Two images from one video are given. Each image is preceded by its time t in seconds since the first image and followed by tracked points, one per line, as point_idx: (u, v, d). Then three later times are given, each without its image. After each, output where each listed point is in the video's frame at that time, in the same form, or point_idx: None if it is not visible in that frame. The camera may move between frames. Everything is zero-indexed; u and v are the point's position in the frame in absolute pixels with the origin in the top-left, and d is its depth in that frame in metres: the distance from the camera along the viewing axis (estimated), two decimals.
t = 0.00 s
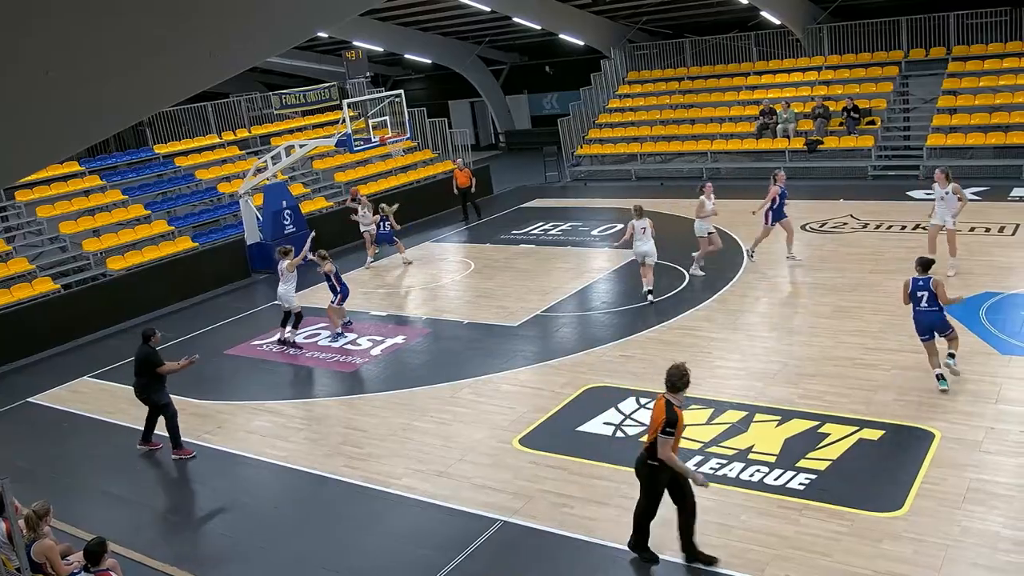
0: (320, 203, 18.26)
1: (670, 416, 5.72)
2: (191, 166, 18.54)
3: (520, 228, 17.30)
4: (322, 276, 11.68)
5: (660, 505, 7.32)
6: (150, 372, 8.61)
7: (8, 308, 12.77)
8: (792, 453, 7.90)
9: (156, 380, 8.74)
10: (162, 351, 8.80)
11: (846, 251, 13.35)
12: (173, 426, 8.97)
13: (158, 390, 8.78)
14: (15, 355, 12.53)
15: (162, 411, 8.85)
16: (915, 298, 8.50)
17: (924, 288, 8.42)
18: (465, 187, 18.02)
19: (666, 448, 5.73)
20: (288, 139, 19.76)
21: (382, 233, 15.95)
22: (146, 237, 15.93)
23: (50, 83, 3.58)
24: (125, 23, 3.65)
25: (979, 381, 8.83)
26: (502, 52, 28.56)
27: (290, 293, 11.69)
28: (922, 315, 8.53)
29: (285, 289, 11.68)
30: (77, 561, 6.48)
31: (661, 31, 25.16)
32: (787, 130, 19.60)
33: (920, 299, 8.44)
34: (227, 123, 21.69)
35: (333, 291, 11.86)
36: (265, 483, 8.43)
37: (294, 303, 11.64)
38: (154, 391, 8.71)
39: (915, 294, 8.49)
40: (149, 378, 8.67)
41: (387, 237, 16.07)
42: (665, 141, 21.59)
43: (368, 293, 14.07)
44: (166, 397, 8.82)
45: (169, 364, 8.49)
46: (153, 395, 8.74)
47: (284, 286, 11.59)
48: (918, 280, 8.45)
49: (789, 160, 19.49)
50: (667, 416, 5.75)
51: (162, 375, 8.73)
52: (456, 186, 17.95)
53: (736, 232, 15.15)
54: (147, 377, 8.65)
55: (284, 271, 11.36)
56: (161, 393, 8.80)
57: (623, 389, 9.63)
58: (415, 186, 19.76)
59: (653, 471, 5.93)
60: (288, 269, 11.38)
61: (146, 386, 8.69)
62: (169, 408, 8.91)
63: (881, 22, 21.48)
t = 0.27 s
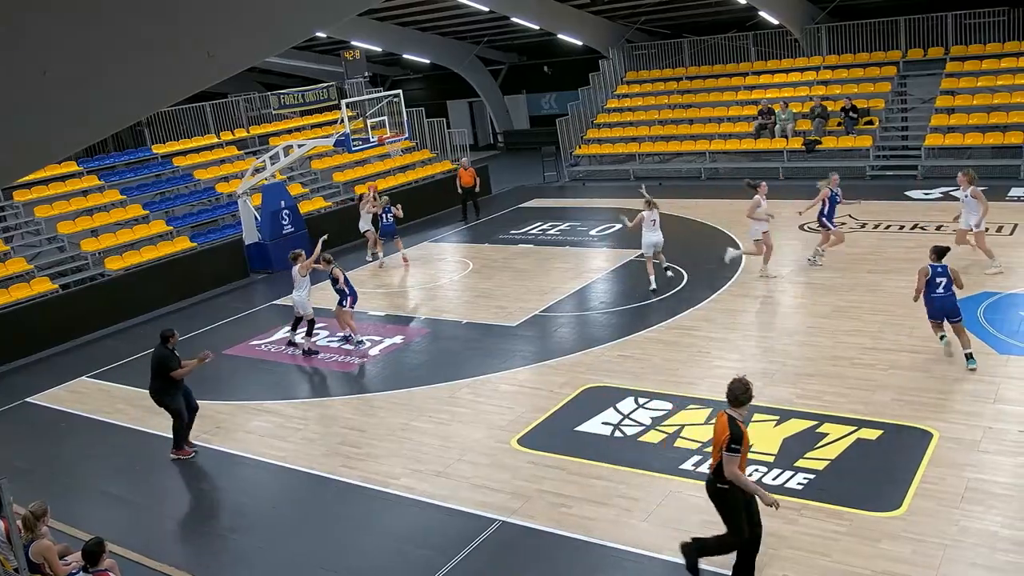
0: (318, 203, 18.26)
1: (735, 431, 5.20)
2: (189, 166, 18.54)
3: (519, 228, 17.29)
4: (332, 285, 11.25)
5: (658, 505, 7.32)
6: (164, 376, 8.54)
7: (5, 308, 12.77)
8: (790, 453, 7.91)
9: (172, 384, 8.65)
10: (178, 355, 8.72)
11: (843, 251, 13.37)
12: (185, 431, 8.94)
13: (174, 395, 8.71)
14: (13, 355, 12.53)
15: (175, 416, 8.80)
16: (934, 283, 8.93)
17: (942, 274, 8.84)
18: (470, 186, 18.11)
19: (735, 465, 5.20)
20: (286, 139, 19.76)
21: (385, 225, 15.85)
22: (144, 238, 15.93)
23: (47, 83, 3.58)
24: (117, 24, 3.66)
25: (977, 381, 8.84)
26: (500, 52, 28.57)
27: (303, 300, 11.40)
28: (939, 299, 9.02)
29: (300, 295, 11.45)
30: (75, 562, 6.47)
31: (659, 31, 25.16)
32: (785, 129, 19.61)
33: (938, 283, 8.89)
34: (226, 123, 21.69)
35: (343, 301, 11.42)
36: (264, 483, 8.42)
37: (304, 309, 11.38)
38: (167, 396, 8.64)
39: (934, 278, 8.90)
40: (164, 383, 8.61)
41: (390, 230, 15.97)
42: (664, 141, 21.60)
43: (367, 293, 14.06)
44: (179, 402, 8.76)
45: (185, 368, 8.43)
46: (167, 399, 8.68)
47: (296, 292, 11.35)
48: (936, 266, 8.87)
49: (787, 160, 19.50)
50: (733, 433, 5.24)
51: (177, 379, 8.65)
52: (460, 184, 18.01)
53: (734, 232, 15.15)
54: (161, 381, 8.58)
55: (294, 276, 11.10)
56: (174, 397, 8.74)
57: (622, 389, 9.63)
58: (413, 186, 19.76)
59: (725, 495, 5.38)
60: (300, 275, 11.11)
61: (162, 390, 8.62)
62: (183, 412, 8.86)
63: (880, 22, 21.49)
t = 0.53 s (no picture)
0: (318, 203, 18.27)
1: (801, 446, 4.98)
2: (189, 166, 18.55)
3: (518, 228, 17.29)
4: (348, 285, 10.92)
5: (658, 505, 7.32)
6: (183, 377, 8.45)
7: (5, 308, 12.77)
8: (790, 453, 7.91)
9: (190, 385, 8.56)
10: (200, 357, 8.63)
11: (843, 251, 13.38)
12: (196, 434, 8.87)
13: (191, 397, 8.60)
14: (13, 355, 12.53)
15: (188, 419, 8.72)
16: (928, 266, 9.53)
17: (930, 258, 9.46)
18: (471, 186, 18.15)
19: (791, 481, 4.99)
20: (286, 139, 19.76)
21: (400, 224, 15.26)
22: (144, 237, 15.94)
23: (46, 83, 3.58)
24: (117, 24, 3.66)
25: (977, 381, 8.84)
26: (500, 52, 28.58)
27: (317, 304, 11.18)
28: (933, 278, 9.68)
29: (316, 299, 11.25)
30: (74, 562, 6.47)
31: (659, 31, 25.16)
32: (785, 129, 19.60)
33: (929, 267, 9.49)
34: (226, 123, 21.68)
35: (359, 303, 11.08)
36: (264, 483, 8.42)
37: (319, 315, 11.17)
38: (183, 399, 8.56)
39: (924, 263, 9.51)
40: (182, 384, 8.51)
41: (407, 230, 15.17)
42: (663, 141, 21.60)
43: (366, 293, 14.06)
44: (194, 405, 8.67)
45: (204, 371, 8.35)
46: (182, 401, 8.59)
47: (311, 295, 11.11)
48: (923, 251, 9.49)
49: (787, 160, 19.51)
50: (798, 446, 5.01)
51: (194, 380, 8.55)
52: (461, 184, 18.04)
53: (734, 232, 15.15)
54: (179, 382, 8.49)
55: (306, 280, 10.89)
56: (189, 400, 8.64)
57: (621, 389, 9.63)
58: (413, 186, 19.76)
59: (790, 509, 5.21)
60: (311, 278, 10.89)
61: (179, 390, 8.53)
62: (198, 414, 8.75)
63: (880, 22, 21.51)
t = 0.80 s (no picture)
0: (315, 203, 18.26)
1: (862, 455, 4.72)
2: (186, 165, 18.54)
3: (515, 228, 17.28)
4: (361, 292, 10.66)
5: (655, 504, 7.33)
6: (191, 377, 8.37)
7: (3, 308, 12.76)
8: (788, 453, 7.91)
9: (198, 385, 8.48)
10: (211, 357, 8.57)
11: (840, 251, 13.38)
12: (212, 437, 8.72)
13: (201, 397, 8.53)
14: (10, 355, 12.52)
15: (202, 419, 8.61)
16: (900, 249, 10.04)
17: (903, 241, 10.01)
18: (467, 186, 18.11)
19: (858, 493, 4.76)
20: (284, 139, 19.75)
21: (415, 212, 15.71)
22: (141, 237, 15.92)
23: (44, 83, 3.58)
24: (116, 24, 3.68)
25: (974, 380, 8.85)
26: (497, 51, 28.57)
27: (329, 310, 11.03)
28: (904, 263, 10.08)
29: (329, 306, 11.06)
30: (71, 562, 6.45)
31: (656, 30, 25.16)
32: (782, 129, 19.61)
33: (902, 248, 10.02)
34: (223, 123, 21.68)
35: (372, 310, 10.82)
36: (261, 483, 8.42)
37: (331, 322, 11.00)
38: (193, 398, 8.48)
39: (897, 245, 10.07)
40: (192, 384, 8.44)
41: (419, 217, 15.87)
42: (661, 141, 21.61)
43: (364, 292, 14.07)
44: (206, 405, 8.57)
45: (212, 370, 8.25)
46: (193, 401, 8.51)
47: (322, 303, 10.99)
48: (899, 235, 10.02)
49: (784, 160, 19.52)
50: (861, 457, 4.75)
51: (204, 382, 8.45)
52: (459, 184, 18.03)
53: (731, 232, 15.15)
54: (188, 382, 8.42)
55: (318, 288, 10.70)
56: (201, 400, 8.56)
57: (619, 388, 9.64)
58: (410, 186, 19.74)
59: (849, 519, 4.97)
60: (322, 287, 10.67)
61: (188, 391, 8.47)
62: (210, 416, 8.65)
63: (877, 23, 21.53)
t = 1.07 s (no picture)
0: (305, 203, 18.23)
1: (934, 470, 4.55)
2: (175, 165, 18.48)
3: (506, 228, 17.28)
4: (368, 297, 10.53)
5: (645, 503, 7.34)
6: (193, 380, 8.26)
7: None
8: (777, 451, 7.93)
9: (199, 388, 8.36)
10: (212, 358, 8.41)
11: (830, 250, 13.43)
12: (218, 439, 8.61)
13: (203, 400, 8.43)
14: None
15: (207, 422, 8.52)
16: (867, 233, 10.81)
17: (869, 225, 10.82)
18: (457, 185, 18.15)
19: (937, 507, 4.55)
20: (273, 139, 19.71)
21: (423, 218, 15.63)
22: (130, 238, 15.87)
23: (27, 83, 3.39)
24: (109, 22, 3.51)
25: (962, 379, 8.90)
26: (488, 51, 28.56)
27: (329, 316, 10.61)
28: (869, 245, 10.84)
29: (328, 308, 10.60)
30: (59, 564, 6.42)
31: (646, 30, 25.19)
32: (771, 128, 19.67)
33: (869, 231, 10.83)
34: (213, 123, 21.62)
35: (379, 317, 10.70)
36: (251, 484, 8.40)
37: (332, 323, 10.54)
38: (196, 401, 8.38)
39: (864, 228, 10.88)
40: (194, 386, 8.34)
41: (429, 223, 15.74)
42: (651, 140, 21.65)
43: (354, 292, 14.06)
44: (210, 407, 8.48)
45: (213, 374, 8.16)
46: (196, 404, 8.41)
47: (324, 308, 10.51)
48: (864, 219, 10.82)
49: (773, 160, 19.58)
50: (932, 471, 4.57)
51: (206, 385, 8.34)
52: (449, 184, 18.06)
53: (720, 232, 15.19)
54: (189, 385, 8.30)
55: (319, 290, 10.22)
56: (204, 402, 8.47)
57: (609, 387, 9.66)
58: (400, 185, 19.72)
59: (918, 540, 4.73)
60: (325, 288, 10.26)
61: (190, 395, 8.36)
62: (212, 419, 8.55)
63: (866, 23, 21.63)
